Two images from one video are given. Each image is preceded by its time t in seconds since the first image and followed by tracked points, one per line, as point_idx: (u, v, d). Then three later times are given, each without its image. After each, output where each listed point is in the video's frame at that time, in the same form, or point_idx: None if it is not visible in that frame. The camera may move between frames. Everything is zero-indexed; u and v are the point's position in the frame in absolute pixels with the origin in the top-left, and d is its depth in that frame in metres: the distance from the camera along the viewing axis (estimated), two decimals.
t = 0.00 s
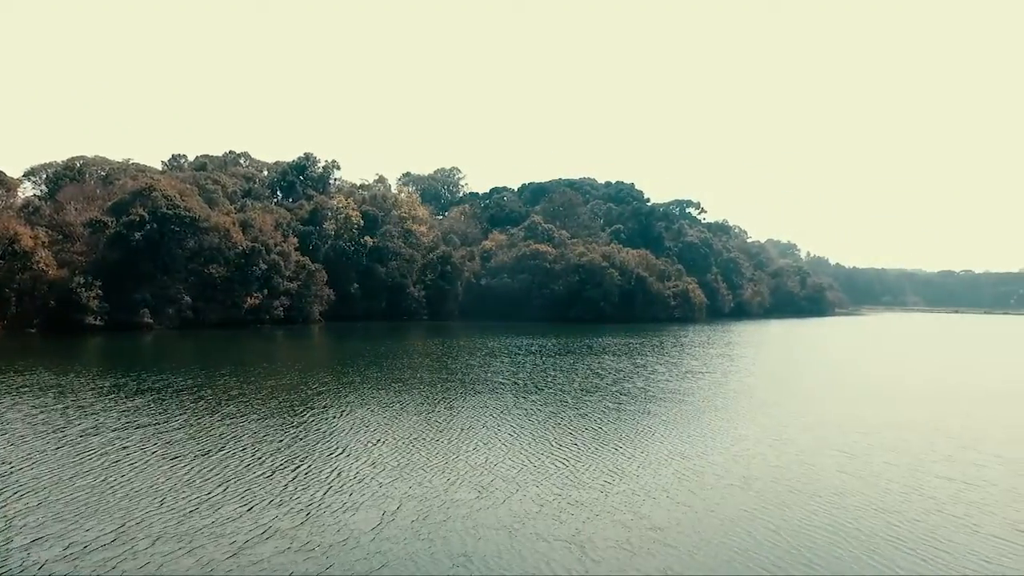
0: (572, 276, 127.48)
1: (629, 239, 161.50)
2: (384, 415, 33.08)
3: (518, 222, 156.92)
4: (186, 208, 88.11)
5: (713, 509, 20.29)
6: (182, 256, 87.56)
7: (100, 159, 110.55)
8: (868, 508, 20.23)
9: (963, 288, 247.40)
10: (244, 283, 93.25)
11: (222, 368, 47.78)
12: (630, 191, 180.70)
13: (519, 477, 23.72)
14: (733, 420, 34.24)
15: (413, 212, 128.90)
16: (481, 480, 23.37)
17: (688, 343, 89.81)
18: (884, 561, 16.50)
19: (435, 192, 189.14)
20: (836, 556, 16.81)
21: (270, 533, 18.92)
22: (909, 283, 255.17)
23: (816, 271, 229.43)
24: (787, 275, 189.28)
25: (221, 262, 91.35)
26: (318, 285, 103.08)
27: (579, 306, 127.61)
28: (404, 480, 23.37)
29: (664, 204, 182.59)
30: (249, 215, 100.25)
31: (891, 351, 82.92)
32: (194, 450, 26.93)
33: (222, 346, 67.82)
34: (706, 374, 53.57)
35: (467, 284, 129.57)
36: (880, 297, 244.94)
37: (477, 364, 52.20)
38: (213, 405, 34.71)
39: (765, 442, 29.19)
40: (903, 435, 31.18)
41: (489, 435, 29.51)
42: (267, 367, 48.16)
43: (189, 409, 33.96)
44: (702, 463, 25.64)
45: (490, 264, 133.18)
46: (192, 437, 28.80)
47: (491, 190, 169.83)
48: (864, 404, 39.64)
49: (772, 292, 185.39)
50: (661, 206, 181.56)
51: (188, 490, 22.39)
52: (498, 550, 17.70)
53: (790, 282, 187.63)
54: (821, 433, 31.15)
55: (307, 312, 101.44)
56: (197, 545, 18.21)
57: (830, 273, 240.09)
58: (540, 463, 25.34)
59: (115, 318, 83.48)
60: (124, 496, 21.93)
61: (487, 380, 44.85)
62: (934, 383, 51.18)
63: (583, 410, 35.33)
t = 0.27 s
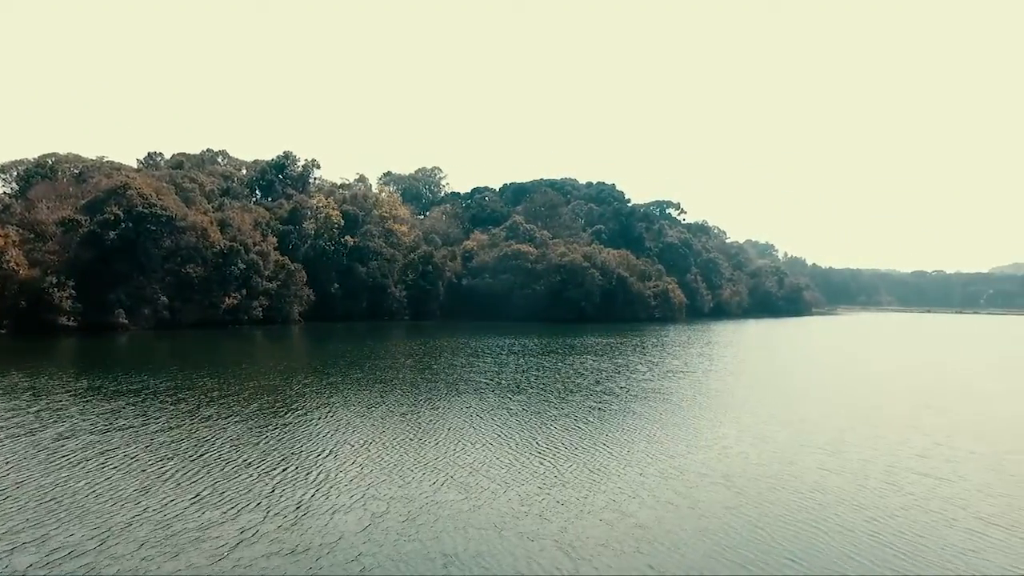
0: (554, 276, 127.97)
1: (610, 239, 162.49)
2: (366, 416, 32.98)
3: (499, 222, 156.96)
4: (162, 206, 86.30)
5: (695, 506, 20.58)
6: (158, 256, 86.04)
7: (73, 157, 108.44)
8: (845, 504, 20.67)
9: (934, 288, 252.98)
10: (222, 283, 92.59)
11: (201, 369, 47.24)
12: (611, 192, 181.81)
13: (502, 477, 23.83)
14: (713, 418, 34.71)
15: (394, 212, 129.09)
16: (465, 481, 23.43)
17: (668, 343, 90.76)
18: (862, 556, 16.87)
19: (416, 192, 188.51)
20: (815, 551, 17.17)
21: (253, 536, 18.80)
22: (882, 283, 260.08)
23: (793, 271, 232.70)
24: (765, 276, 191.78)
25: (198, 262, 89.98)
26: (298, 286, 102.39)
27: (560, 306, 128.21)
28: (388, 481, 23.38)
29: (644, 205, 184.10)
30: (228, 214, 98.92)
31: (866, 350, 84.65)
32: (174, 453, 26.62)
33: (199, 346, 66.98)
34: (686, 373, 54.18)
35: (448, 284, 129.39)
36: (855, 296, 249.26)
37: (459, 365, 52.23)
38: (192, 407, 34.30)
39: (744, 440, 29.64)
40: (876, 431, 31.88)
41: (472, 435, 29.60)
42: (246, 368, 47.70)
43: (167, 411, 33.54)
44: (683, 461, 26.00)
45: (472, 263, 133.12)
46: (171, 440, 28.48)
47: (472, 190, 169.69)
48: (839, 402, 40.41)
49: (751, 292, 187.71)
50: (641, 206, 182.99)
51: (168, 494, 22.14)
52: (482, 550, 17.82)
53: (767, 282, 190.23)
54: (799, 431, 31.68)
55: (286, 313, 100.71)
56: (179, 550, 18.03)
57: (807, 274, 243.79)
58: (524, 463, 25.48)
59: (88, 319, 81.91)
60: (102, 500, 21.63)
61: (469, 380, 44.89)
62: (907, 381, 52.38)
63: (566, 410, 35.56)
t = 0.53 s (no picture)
0: (533, 276, 128.28)
1: (589, 239, 163.41)
2: (347, 417, 32.81)
3: (479, 222, 156.82)
4: (134, 204, 85.16)
5: (676, 504, 20.86)
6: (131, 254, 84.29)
7: (41, 154, 105.92)
8: (824, 500, 21.07)
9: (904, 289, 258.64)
10: (197, 283, 91.28)
11: (176, 371, 46.57)
12: (589, 192, 182.99)
13: (485, 476, 23.89)
14: (692, 417, 35.15)
15: (371, 212, 129.69)
16: (448, 481, 23.43)
17: (647, 342, 91.63)
18: (841, 551, 17.22)
19: (394, 191, 187.60)
20: (796, 546, 17.49)
21: (235, 540, 18.62)
22: (854, 284, 265.15)
23: (768, 272, 236.23)
24: (741, 276, 194.53)
25: (172, 261, 88.25)
26: (275, 286, 101.94)
27: (540, 306, 128.73)
28: (371, 482, 23.33)
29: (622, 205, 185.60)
30: (202, 213, 97.42)
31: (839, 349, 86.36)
32: (151, 456, 26.20)
33: (174, 347, 65.83)
34: (665, 372, 54.75)
35: (427, 285, 128.97)
36: (829, 297, 253.59)
37: (439, 365, 52.14)
38: (168, 409, 33.78)
39: (723, 438, 30.06)
40: (850, 428, 32.58)
41: (454, 435, 29.64)
42: (223, 369, 47.11)
43: (143, 413, 33.00)
44: (664, 459, 26.31)
45: (451, 263, 132.66)
46: (148, 442, 28.03)
47: (451, 190, 169.34)
48: (812, 400, 41.29)
49: (727, 292, 190.19)
50: (620, 207, 184.32)
51: (146, 497, 21.81)
52: (468, 550, 17.87)
53: (744, 282, 192.80)
54: (776, 429, 32.18)
55: (262, 313, 99.73)
56: (159, 555, 17.78)
57: (782, 274, 247.48)
58: (506, 462, 25.57)
59: (58, 319, 79.95)
60: (78, 504, 21.24)
61: (450, 380, 44.85)
62: (880, 379, 53.62)
63: (547, 410, 35.76)
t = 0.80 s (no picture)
0: (508, 276, 128.49)
1: (563, 240, 164.26)
2: (323, 418, 32.55)
3: (453, 222, 156.43)
4: (100, 202, 82.91)
5: (652, 500, 21.23)
6: (96, 253, 82.17)
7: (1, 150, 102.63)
8: (797, 496, 21.52)
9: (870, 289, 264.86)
10: (165, 283, 89.19)
11: (145, 372, 45.69)
12: (564, 193, 183.83)
13: (463, 476, 23.96)
14: (666, 415, 35.65)
15: (345, 211, 128.30)
16: (426, 481, 23.46)
17: (621, 341, 92.63)
18: (814, 545, 17.63)
19: (368, 191, 186.13)
20: (771, 541, 17.85)
21: (210, 544, 18.40)
22: (823, 284, 270.33)
23: (739, 272, 240.03)
24: (713, 277, 197.35)
25: (139, 261, 86.17)
26: (246, 286, 100.04)
27: (515, 306, 129.09)
28: (348, 483, 23.18)
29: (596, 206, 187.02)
30: (170, 211, 94.94)
31: (808, 348, 88.25)
32: (121, 459, 25.71)
33: (142, 348, 64.42)
34: (639, 371, 55.35)
35: (402, 284, 128.38)
36: (798, 297, 258.22)
37: (415, 365, 52.00)
38: (137, 412, 33.12)
39: (696, 436, 30.53)
40: (818, 425, 33.45)
41: (431, 435, 29.59)
42: (193, 371, 46.30)
43: (112, 416, 32.31)
44: (640, 456, 26.68)
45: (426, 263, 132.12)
46: (116, 446, 27.42)
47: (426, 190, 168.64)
48: (783, 398, 42.16)
49: (700, 292, 192.74)
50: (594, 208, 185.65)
51: (117, 502, 21.40)
52: (447, 550, 17.89)
53: (716, 283, 195.55)
54: (747, 426, 32.84)
55: (233, 313, 98.57)
56: (132, 560, 17.49)
57: (753, 275, 251.47)
58: (484, 462, 25.69)
59: (19, 320, 77.61)
60: (45, 510, 20.75)
61: (426, 380, 44.74)
62: (846, 377, 55.01)
63: (524, 409, 35.90)
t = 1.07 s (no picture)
0: (488, 276, 128.42)
1: (543, 240, 164.80)
2: (303, 418, 32.29)
3: (433, 221, 155.90)
4: (70, 200, 80.99)
5: (635, 497, 21.45)
6: (66, 252, 80.33)
7: None
8: (777, 492, 21.80)
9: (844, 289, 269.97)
10: (138, 282, 87.27)
11: (118, 373, 44.87)
12: (543, 193, 184.25)
13: (447, 475, 23.96)
14: (647, 413, 35.96)
15: (323, 210, 126.77)
16: (410, 480, 23.41)
17: (601, 341, 93.28)
18: (795, 540, 17.90)
19: (347, 190, 184.77)
20: (753, 537, 18.06)
21: (191, 546, 18.18)
22: (799, 284, 274.66)
23: (717, 272, 242.80)
24: (691, 277, 199.34)
25: (111, 260, 84.20)
26: (222, 285, 99.50)
27: (495, 306, 129.18)
28: (331, 484, 23.02)
29: (576, 206, 187.96)
30: (143, 209, 92.50)
31: (784, 347, 89.74)
32: (98, 462, 25.24)
33: (114, 349, 63.21)
34: (619, 369, 55.75)
35: (381, 284, 127.71)
36: (774, 296, 262.05)
37: (395, 366, 51.77)
38: (112, 414, 32.53)
39: (676, 434, 30.84)
40: (795, 422, 34.00)
41: (414, 435, 29.52)
42: (169, 372, 45.59)
43: (86, 418, 31.69)
44: (622, 454, 26.89)
45: (406, 263, 130.72)
46: (91, 449, 26.86)
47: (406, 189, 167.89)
48: (759, 396, 42.76)
49: (678, 292, 194.52)
50: (574, 208, 186.57)
51: (94, 505, 21.02)
52: (433, 549, 17.86)
53: (694, 283, 197.69)
54: (726, 424, 33.25)
55: (208, 313, 97.48)
56: (112, 563, 17.24)
57: (730, 275, 254.67)
58: (467, 460, 25.72)
59: None
60: (20, 514, 20.32)
61: (407, 380, 44.59)
62: (821, 374, 56.06)
63: (507, 408, 35.96)
